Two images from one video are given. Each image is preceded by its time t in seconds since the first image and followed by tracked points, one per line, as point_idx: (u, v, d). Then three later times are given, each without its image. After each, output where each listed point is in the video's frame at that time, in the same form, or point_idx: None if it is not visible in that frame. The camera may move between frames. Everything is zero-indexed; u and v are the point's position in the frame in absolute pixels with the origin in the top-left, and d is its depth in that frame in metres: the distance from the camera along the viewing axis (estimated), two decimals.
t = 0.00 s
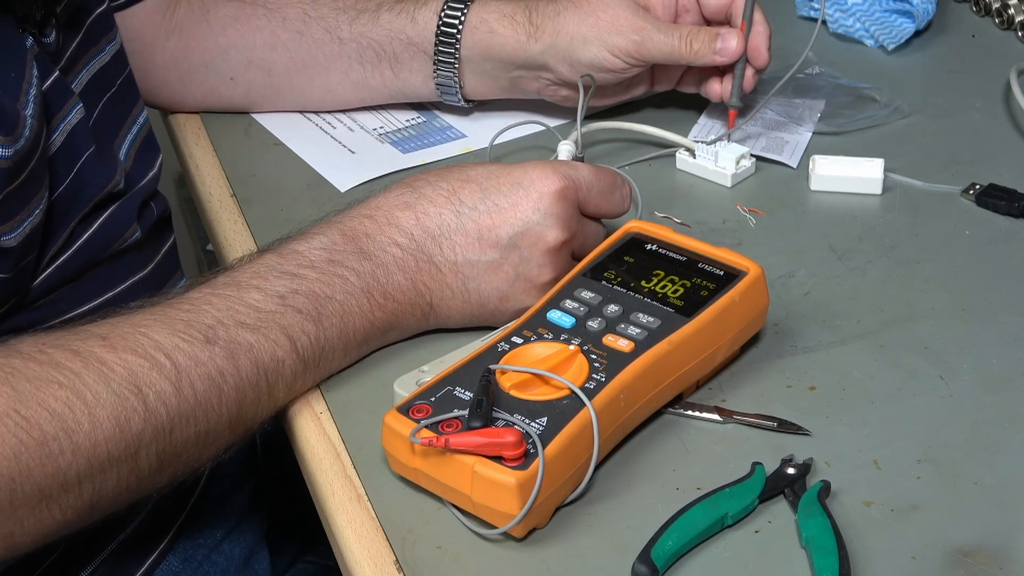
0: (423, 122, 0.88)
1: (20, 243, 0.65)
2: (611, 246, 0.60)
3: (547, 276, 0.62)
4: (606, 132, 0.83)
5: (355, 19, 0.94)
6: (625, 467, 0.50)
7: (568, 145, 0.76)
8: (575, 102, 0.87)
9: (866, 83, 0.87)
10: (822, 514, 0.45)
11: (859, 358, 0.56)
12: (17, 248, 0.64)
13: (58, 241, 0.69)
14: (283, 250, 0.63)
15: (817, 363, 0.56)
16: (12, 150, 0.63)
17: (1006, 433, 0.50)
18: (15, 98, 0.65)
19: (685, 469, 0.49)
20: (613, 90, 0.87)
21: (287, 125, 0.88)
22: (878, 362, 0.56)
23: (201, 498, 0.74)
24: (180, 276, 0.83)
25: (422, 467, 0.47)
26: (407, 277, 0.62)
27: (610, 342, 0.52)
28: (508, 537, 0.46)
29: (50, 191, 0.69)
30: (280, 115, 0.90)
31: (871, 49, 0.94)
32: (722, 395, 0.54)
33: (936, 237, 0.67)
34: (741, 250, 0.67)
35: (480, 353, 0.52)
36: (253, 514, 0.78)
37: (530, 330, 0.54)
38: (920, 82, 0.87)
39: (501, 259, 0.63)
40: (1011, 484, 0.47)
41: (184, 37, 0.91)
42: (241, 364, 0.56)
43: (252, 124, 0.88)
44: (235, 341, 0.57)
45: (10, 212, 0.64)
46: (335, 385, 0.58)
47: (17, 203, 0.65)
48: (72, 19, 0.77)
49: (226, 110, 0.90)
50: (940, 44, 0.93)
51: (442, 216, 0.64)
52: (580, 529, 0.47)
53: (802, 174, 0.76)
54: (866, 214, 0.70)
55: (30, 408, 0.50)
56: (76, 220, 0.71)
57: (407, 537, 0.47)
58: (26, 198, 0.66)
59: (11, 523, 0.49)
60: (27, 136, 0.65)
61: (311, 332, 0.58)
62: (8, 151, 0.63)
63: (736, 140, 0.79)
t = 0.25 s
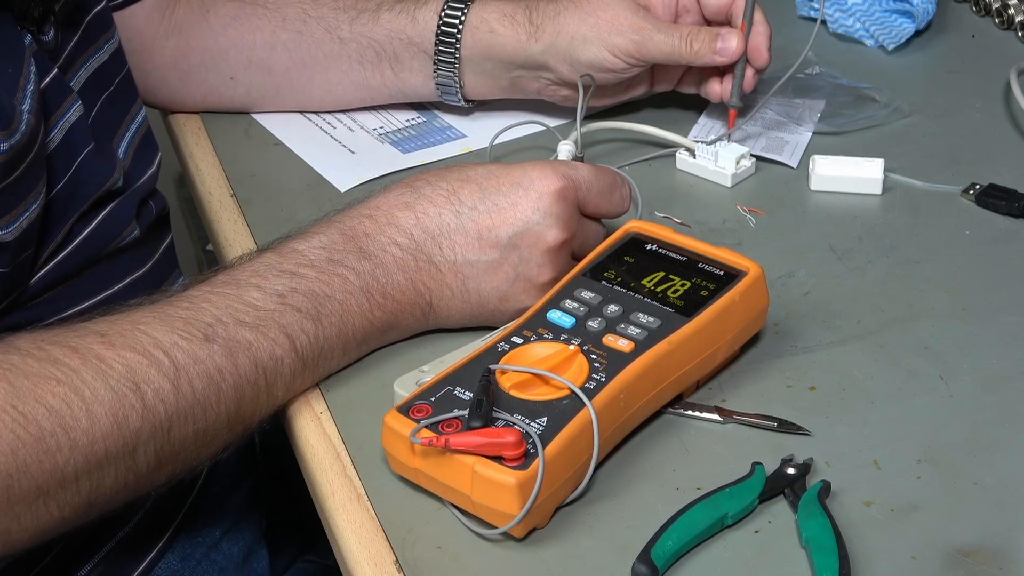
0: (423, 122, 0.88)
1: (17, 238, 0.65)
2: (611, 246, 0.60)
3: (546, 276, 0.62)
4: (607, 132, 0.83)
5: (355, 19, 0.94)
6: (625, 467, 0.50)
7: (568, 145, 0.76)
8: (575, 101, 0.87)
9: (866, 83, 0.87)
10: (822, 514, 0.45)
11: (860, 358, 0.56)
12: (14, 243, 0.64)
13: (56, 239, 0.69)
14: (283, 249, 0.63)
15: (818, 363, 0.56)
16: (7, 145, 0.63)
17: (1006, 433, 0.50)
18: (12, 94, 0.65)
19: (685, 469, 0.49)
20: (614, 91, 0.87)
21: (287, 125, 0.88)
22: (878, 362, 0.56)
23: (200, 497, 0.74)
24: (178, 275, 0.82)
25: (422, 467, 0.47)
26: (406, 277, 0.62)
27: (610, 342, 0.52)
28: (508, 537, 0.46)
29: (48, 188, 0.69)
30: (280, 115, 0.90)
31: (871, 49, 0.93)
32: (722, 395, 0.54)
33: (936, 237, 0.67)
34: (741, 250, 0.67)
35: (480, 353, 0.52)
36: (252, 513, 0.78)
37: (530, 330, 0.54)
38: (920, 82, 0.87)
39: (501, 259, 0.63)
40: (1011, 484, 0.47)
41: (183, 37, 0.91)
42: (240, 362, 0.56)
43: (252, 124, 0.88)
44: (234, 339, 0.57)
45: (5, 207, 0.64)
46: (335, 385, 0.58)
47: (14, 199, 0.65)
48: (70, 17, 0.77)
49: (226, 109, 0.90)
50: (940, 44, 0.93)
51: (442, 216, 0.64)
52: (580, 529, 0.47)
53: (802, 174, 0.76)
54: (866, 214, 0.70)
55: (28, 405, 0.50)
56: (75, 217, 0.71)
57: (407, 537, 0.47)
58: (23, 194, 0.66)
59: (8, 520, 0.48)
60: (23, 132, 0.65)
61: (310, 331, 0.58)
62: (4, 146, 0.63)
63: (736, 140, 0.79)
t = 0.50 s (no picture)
0: (423, 122, 0.88)
1: (15, 236, 0.65)
2: (611, 246, 0.60)
3: (546, 276, 0.62)
4: (606, 132, 0.83)
5: (354, 19, 0.93)
6: (625, 467, 0.50)
7: (568, 145, 0.76)
8: (575, 101, 0.87)
9: (866, 83, 0.87)
10: (822, 514, 0.45)
11: (860, 358, 0.56)
12: (11, 241, 0.64)
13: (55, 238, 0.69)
14: (283, 249, 0.63)
15: (818, 363, 0.56)
16: (4, 144, 0.63)
17: (1006, 433, 0.50)
18: (10, 93, 0.65)
19: (685, 469, 0.49)
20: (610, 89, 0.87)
21: (287, 125, 0.88)
22: (878, 362, 0.56)
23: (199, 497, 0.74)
24: (177, 274, 0.82)
25: (422, 467, 0.47)
26: (406, 276, 0.62)
27: (610, 342, 0.52)
28: (508, 537, 0.46)
29: (46, 187, 0.69)
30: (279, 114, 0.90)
31: (871, 49, 0.93)
32: (722, 395, 0.54)
33: (936, 237, 0.67)
34: (741, 250, 0.67)
35: (481, 353, 0.52)
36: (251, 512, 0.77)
37: (530, 330, 0.54)
38: (920, 82, 0.87)
39: (501, 259, 0.63)
40: (1011, 484, 0.47)
41: (183, 37, 0.91)
42: (240, 362, 0.56)
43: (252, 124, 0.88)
44: (234, 339, 0.57)
45: (2, 206, 0.64)
46: (335, 384, 0.58)
47: (11, 198, 0.65)
48: (68, 17, 0.77)
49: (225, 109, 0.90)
50: (940, 44, 0.93)
51: (442, 216, 0.64)
52: (580, 529, 0.47)
53: (802, 174, 0.76)
54: (866, 214, 0.70)
55: (27, 404, 0.50)
56: (73, 217, 0.71)
57: (407, 537, 0.47)
58: (20, 193, 0.65)
59: (7, 518, 0.48)
60: (20, 130, 0.65)
61: (309, 331, 0.58)
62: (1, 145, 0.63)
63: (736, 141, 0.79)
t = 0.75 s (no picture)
0: (423, 122, 0.86)
1: (14, 232, 0.65)
2: (611, 245, 0.60)
3: (547, 275, 0.62)
4: (606, 132, 0.83)
5: None
6: (625, 467, 0.50)
7: (568, 145, 0.76)
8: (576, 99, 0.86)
9: (866, 83, 0.87)
10: (822, 514, 0.45)
11: (860, 358, 0.56)
12: (10, 237, 0.64)
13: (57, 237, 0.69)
14: (284, 250, 0.63)
15: (818, 363, 0.56)
16: None
17: (1006, 433, 0.50)
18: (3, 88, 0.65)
19: (685, 469, 0.49)
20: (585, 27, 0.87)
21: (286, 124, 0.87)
22: (878, 362, 0.56)
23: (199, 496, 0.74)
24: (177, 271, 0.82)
25: (422, 467, 0.47)
26: (406, 276, 0.62)
27: (610, 342, 0.52)
28: (508, 537, 0.46)
29: (44, 184, 0.69)
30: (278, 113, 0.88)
31: (871, 49, 0.93)
32: (722, 395, 0.54)
33: (936, 237, 0.67)
34: (741, 250, 0.67)
35: (481, 353, 0.52)
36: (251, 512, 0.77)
37: (530, 330, 0.54)
38: (920, 82, 0.87)
39: (501, 259, 0.63)
40: (1011, 484, 0.47)
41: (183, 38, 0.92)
42: (241, 362, 0.56)
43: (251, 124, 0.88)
44: (235, 339, 0.57)
45: None
46: (336, 385, 0.58)
47: (7, 194, 0.64)
48: (59, 13, 0.78)
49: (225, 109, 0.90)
50: (940, 44, 0.93)
51: (443, 217, 0.64)
52: (580, 529, 0.47)
53: (802, 174, 0.76)
54: (866, 214, 0.70)
55: (28, 405, 0.50)
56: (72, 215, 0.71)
57: (407, 537, 0.47)
58: (17, 189, 0.65)
59: (8, 520, 0.48)
60: (14, 125, 0.65)
61: (311, 331, 0.57)
62: None
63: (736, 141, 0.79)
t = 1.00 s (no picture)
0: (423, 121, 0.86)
1: None
2: (611, 245, 0.60)
3: (536, 267, 0.62)
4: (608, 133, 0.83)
5: None
6: (625, 466, 0.50)
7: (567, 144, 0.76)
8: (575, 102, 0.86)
9: (866, 83, 0.87)
10: (822, 514, 0.45)
11: (860, 358, 0.56)
12: None
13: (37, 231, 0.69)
14: (274, 254, 0.63)
15: (818, 362, 0.56)
16: None
17: (1006, 433, 0.50)
18: None
19: (685, 469, 0.49)
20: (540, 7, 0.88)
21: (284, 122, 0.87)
22: (878, 361, 0.56)
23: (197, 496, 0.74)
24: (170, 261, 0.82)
25: (422, 467, 0.47)
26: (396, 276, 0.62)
27: (610, 342, 0.52)
28: (508, 537, 0.46)
29: (24, 180, 0.69)
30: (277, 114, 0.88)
31: (871, 49, 0.93)
32: (722, 395, 0.54)
33: (936, 237, 0.67)
34: (741, 250, 0.67)
35: (481, 353, 0.52)
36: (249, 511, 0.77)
37: (530, 330, 0.54)
38: (920, 82, 0.87)
39: (489, 254, 0.63)
40: (1011, 484, 0.47)
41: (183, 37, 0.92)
42: (235, 371, 0.56)
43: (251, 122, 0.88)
44: (229, 348, 0.56)
45: None
46: (335, 385, 0.58)
47: None
48: None
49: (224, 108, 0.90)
50: (940, 44, 0.93)
51: (431, 216, 0.65)
52: (580, 529, 0.47)
53: (802, 174, 0.76)
54: (866, 214, 0.70)
55: (24, 419, 0.49)
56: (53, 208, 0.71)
57: (407, 537, 0.47)
58: None
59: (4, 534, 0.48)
60: None
61: (304, 337, 0.58)
62: None
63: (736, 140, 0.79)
